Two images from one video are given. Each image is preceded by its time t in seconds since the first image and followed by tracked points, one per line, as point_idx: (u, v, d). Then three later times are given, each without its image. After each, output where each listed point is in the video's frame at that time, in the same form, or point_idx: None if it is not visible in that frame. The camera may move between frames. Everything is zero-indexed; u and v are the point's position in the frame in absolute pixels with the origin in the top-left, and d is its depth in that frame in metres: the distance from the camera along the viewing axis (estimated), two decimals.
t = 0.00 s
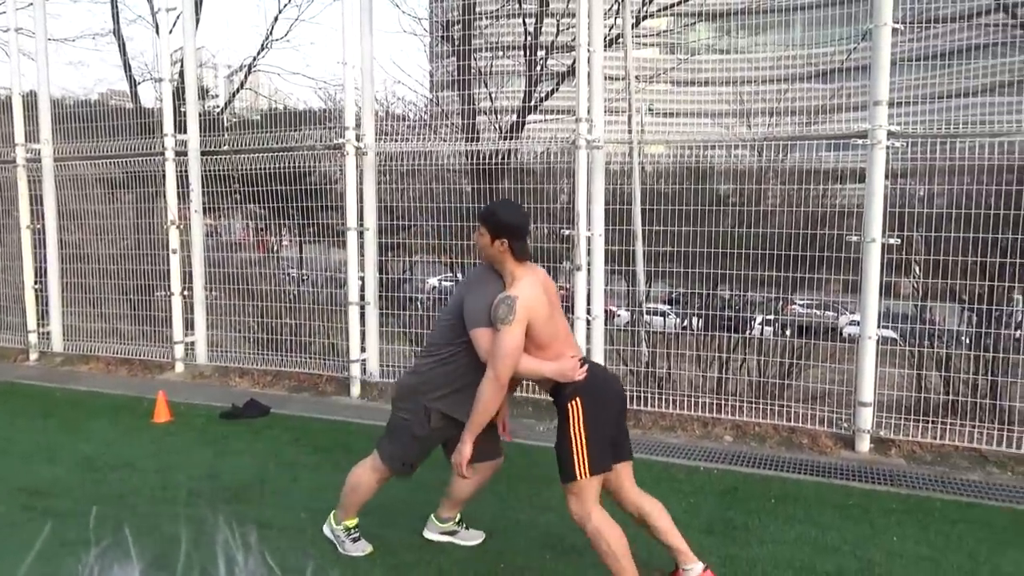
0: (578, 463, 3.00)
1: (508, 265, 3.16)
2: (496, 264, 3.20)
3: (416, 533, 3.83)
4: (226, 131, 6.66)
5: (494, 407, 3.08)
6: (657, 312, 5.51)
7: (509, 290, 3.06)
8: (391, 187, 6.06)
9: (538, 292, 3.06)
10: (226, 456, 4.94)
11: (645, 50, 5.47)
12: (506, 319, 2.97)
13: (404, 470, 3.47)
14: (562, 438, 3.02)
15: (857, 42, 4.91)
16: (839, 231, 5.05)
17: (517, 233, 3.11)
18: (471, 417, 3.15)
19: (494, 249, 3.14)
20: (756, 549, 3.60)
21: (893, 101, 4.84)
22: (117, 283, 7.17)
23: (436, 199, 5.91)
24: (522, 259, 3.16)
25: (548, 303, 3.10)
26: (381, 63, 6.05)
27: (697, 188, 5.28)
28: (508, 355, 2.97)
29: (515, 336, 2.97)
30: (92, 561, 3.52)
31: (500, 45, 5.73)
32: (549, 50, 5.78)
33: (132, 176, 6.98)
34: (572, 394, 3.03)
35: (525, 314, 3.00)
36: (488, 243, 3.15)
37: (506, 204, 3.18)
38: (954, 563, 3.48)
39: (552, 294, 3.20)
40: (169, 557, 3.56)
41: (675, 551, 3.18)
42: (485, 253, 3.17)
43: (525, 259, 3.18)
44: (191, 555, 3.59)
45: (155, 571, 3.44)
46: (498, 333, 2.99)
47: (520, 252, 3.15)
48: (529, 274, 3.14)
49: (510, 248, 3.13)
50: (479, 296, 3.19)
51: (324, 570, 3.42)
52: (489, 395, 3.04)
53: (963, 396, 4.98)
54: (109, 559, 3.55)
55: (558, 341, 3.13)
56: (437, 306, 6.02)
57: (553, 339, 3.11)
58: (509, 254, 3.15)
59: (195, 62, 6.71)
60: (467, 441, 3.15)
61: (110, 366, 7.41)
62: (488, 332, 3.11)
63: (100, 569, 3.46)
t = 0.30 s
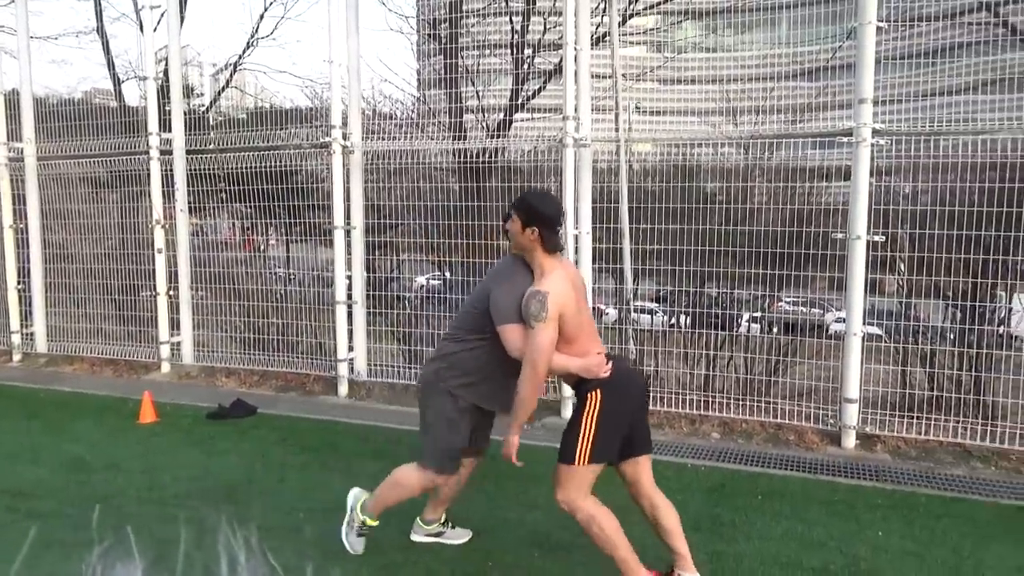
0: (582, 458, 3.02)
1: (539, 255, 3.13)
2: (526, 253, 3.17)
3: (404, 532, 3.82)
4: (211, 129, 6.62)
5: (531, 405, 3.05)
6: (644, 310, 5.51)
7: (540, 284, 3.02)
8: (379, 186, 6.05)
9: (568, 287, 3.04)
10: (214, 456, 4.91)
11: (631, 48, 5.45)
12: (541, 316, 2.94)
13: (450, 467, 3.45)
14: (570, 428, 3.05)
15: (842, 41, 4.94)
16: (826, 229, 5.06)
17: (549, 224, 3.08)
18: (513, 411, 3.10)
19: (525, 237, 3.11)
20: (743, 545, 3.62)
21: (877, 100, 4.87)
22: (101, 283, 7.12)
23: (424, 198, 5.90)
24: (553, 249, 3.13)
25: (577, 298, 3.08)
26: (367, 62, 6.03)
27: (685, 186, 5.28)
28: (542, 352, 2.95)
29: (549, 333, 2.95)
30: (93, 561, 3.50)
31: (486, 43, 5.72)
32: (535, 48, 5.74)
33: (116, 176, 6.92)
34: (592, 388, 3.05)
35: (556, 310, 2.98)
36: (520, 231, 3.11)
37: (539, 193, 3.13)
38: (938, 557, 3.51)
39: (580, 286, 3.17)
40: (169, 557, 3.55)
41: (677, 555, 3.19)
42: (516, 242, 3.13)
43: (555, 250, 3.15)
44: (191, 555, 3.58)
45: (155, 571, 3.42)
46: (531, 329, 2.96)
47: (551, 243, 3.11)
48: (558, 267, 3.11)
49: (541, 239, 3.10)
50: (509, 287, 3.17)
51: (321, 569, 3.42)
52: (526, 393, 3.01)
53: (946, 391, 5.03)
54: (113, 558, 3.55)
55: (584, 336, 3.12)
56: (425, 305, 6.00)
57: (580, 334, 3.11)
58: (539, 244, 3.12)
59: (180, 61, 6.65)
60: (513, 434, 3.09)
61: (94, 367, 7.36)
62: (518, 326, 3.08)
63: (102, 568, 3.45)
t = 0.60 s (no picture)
0: (614, 472, 3.01)
1: (539, 257, 3.13)
2: (529, 254, 3.19)
3: (390, 529, 3.83)
4: (195, 128, 6.57)
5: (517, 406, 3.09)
6: (630, 308, 5.52)
7: (532, 286, 3.03)
8: (365, 184, 6.04)
9: (559, 291, 3.02)
10: (200, 457, 4.89)
11: (618, 46, 5.44)
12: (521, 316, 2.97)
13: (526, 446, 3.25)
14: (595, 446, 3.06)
15: (825, 40, 4.98)
16: (810, 226, 5.09)
17: (549, 225, 3.07)
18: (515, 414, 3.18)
19: (527, 236, 3.12)
20: (728, 541, 3.64)
21: (860, 98, 4.90)
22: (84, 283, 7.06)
23: (410, 196, 5.89)
24: (555, 251, 3.11)
25: (571, 303, 3.06)
26: (353, 60, 6.03)
27: (672, 184, 5.30)
28: (524, 355, 2.97)
29: (534, 337, 2.96)
30: (104, 558, 3.52)
31: (472, 41, 5.72)
32: (522, 47, 5.73)
33: (99, 175, 6.85)
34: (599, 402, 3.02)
35: (543, 314, 2.97)
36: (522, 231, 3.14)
37: (544, 193, 3.12)
38: (920, 551, 3.55)
39: (581, 291, 3.13)
40: (177, 554, 3.57)
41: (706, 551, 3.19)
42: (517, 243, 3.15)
43: (557, 252, 3.12)
44: (201, 551, 3.60)
45: (163, 568, 3.44)
46: (516, 331, 2.98)
47: (552, 245, 3.09)
48: (555, 269, 3.09)
49: (542, 239, 3.10)
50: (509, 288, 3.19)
51: (310, 567, 3.42)
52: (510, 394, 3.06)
53: (929, 387, 5.04)
54: (123, 554, 3.57)
55: (578, 342, 3.10)
56: (411, 304, 5.98)
57: (574, 339, 3.09)
58: (540, 246, 3.12)
59: (163, 59, 6.60)
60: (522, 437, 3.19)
61: (78, 367, 7.32)
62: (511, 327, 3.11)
63: (113, 564, 3.47)
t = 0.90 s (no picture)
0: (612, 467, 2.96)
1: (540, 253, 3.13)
2: (532, 252, 3.18)
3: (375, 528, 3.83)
4: (177, 126, 6.52)
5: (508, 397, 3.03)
6: (617, 306, 5.57)
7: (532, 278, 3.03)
8: (349, 183, 6.02)
9: (559, 282, 3.00)
10: (183, 458, 4.86)
11: (603, 45, 5.45)
12: (520, 307, 2.96)
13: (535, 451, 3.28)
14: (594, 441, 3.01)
15: (805, 40, 4.99)
16: (791, 224, 5.16)
17: (549, 220, 3.08)
18: (484, 405, 3.13)
19: (527, 233, 3.13)
20: (711, 537, 3.67)
21: (842, 98, 4.98)
22: (63, 284, 6.99)
23: (394, 195, 5.88)
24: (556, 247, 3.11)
25: (572, 295, 3.04)
26: (335, 58, 6.00)
27: (657, 182, 5.32)
28: (520, 342, 2.93)
29: (530, 324, 2.93)
30: (114, 559, 3.51)
31: (454, 40, 5.73)
32: (504, 45, 5.70)
33: (78, 174, 6.78)
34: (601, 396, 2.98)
35: (540, 302, 2.95)
36: (521, 227, 3.14)
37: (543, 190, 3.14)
38: (898, 543, 3.59)
39: (583, 285, 3.11)
40: (187, 555, 3.56)
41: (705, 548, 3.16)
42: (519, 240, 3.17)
43: (559, 248, 3.12)
44: (209, 551, 3.58)
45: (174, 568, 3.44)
46: (513, 320, 2.97)
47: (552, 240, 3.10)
48: (556, 263, 3.08)
49: (541, 234, 3.10)
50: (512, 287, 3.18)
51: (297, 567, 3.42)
52: (502, 384, 3.01)
53: (907, 382, 5.10)
54: (133, 555, 3.56)
55: (581, 335, 3.05)
56: (396, 302, 5.98)
57: (576, 331, 3.04)
58: (541, 241, 3.12)
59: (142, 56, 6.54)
60: (477, 429, 3.11)
61: (58, 369, 7.25)
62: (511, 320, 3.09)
63: (125, 565, 3.47)
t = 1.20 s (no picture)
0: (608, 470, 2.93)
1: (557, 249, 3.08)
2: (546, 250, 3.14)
3: (355, 528, 3.82)
4: (154, 125, 6.46)
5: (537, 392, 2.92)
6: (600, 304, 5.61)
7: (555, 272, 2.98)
8: (329, 182, 5.99)
9: (582, 276, 2.97)
10: (162, 458, 4.82)
11: (583, 43, 5.45)
12: (546, 299, 2.89)
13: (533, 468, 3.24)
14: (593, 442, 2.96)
15: (781, 39, 5.04)
16: (768, 222, 5.20)
17: (566, 216, 3.05)
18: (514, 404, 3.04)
19: (543, 231, 3.08)
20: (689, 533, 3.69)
21: (818, 96, 5.03)
22: (37, 284, 6.91)
23: (376, 194, 5.84)
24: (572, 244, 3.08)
25: (594, 289, 3.01)
26: (313, 56, 6.00)
27: (636, 181, 5.33)
28: (550, 335, 2.85)
29: (559, 316, 2.86)
30: (115, 559, 3.50)
31: (432, 38, 5.73)
32: (484, 43, 5.76)
33: (54, 172, 6.69)
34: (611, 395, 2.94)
35: (567, 295, 2.90)
36: (538, 223, 3.07)
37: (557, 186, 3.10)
38: (872, 536, 3.64)
39: (600, 281, 3.09)
40: (185, 553, 3.56)
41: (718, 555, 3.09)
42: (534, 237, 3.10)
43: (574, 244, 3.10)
44: (206, 550, 3.58)
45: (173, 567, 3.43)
46: (540, 313, 2.89)
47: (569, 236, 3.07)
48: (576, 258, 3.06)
49: (559, 230, 3.06)
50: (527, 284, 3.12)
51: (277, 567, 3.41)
52: (532, 380, 2.91)
53: (882, 377, 5.17)
54: (134, 555, 3.55)
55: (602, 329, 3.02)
56: (376, 301, 5.97)
57: (597, 325, 3.01)
58: (558, 237, 3.08)
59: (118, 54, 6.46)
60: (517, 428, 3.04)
61: (32, 370, 7.16)
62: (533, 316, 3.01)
63: (125, 564, 3.46)
